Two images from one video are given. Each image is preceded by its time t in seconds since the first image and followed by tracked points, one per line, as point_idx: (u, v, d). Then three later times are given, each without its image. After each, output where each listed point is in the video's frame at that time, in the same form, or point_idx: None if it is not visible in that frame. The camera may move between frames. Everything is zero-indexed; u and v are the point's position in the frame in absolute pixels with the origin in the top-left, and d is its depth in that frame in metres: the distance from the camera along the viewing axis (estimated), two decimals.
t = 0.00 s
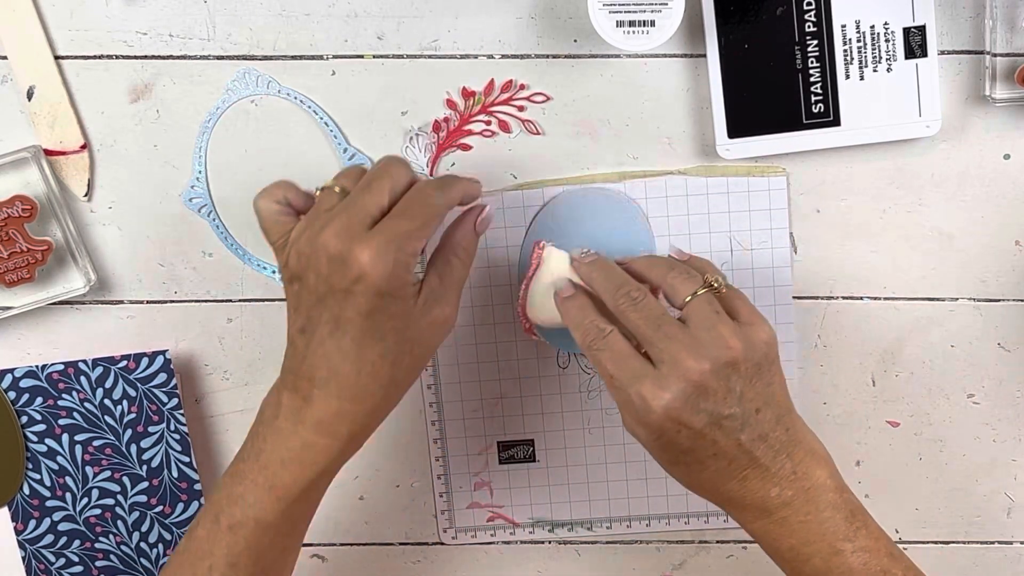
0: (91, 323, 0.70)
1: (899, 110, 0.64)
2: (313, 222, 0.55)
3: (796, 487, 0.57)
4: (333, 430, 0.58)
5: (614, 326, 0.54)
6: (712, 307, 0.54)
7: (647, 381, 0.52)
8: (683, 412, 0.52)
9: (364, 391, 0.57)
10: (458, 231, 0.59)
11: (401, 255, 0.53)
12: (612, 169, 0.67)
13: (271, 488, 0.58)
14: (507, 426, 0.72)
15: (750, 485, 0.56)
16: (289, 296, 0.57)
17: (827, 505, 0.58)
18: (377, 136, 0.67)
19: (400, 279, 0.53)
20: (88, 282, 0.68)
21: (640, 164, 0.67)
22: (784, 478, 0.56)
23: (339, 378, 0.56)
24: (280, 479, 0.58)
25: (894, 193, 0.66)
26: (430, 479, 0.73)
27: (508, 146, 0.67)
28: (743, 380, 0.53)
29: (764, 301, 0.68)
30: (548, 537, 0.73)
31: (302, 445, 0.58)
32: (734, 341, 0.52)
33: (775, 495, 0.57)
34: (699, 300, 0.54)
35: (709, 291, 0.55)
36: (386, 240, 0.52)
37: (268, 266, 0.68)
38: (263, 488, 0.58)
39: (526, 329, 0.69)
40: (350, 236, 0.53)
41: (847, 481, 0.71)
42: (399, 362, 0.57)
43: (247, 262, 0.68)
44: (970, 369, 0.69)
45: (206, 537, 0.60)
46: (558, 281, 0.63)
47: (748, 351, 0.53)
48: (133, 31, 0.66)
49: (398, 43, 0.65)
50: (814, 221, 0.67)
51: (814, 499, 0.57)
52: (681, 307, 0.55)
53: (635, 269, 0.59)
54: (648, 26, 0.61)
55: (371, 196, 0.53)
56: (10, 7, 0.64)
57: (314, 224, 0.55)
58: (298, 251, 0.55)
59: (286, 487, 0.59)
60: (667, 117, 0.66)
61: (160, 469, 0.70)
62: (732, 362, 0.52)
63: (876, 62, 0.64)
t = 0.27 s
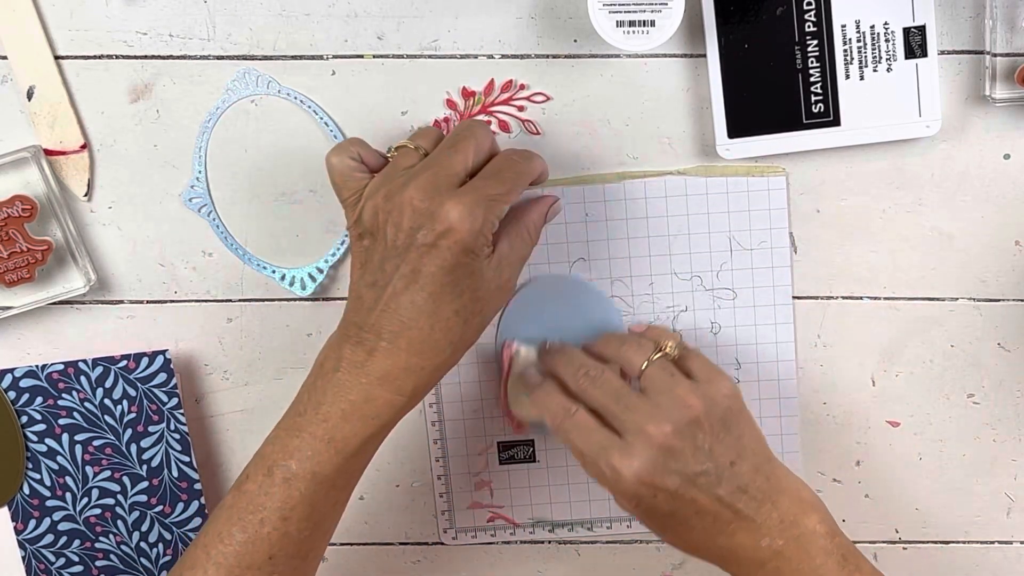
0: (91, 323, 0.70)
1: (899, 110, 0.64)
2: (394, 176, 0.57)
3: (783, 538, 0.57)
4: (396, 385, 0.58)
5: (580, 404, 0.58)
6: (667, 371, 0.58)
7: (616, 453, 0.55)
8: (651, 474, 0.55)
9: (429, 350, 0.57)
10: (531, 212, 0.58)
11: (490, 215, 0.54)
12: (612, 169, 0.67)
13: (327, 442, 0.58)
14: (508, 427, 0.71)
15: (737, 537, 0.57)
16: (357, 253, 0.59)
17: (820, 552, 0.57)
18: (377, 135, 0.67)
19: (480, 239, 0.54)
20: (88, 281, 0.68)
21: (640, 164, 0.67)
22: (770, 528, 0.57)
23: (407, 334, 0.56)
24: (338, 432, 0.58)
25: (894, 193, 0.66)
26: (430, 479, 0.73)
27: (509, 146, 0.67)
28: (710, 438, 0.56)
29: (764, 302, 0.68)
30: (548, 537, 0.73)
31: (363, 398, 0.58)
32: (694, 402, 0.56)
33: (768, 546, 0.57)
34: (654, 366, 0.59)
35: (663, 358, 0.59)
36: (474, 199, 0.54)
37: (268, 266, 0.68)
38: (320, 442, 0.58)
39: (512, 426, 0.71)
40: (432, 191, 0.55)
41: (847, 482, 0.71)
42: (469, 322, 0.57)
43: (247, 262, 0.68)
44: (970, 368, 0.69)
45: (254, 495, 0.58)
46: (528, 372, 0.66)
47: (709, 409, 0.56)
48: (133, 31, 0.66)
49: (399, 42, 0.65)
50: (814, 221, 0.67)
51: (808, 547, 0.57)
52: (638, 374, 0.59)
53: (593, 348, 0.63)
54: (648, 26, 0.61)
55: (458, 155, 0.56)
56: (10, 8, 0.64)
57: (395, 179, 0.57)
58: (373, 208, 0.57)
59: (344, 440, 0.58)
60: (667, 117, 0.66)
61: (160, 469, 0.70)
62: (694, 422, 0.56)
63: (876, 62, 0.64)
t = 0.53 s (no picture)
0: (91, 323, 0.70)
1: (899, 110, 0.64)
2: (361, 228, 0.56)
3: (848, 575, 0.53)
4: (338, 438, 0.56)
5: (659, 422, 0.51)
6: (762, 400, 0.50)
7: (715, 478, 0.48)
8: (749, 509, 0.48)
9: (376, 403, 0.55)
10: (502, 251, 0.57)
11: (445, 273, 0.53)
12: (610, 169, 0.67)
13: (272, 491, 0.57)
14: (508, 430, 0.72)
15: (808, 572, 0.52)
16: (323, 299, 0.58)
17: None
18: (377, 135, 0.67)
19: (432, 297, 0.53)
20: (88, 282, 0.68)
21: (639, 164, 0.67)
22: (839, 563, 0.53)
23: (354, 386, 0.55)
24: (281, 480, 0.57)
25: (894, 193, 0.66)
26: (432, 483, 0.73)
27: (509, 146, 0.67)
28: (803, 466, 0.50)
29: (763, 302, 0.68)
30: (549, 540, 0.73)
31: (306, 450, 0.56)
32: (786, 429, 0.49)
33: None
34: (746, 393, 0.51)
35: (754, 383, 0.52)
36: (432, 256, 0.52)
37: (268, 266, 0.68)
38: (267, 489, 0.57)
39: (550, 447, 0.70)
40: (395, 247, 0.53)
41: (847, 482, 0.71)
42: (416, 381, 0.56)
43: (247, 262, 0.68)
44: (970, 368, 0.69)
45: (207, 536, 0.58)
46: (586, 390, 0.63)
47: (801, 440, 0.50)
48: (133, 31, 0.66)
49: (399, 42, 0.65)
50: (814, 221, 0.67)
51: None
52: (728, 400, 0.51)
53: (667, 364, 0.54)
54: (648, 26, 0.61)
55: (423, 211, 0.54)
56: (10, 7, 0.64)
57: (365, 228, 0.56)
58: (339, 257, 0.56)
59: (289, 490, 0.57)
60: (667, 117, 0.66)
61: (160, 469, 0.70)
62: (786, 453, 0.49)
63: (876, 62, 0.64)
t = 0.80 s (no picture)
0: (91, 323, 0.70)
1: (899, 110, 0.64)
2: (418, 307, 0.59)
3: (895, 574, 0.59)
4: (357, 506, 0.54)
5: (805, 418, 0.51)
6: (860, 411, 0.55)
7: (870, 472, 0.50)
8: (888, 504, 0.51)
9: (400, 479, 0.54)
10: (524, 396, 0.62)
11: (504, 363, 0.55)
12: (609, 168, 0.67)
13: (280, 554, 0.54)
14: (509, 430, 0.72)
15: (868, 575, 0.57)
16: (360, 369, 0.58)
17: None
18: (377, 135, 0.67)
19: (483, 395, 0.55)
20: (88, 282, 0.68)
21: (638, 163, 0.67)
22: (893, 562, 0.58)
23: (387, 455, 0.54)
24: (293, 543, 0.54)
25: (894, 193, 0.66)
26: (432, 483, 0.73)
27: (508, 146, 0.67)
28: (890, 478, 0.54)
29: (763, 302, 0.68)
30: (549, 540, 0.73)
31: (321, 513, 0.54)
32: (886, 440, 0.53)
33: None
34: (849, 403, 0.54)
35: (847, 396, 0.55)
36: (495, 342, 0.55)
37: (268, 266, 0.68)
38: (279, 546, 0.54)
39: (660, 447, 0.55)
40: (458, 333, 0.56)
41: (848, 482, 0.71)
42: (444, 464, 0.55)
43: (247, 262, 0.68)
44: (970, 368, 0.69)
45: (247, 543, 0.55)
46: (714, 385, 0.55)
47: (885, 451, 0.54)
48: (133, 31, 0.66)
49: (399, 42, 0.65)
50: (814, 221, 0.67)
51: None
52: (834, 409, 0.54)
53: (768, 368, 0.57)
54: (648, 26, 0.61)
55: (482, 298, 0.58)
56: (10, 7, 0.64)
57: (421, 308, 0.59)
58: (393, 335, 0.58)
59: (295, 556, 0.54)
60: (667, 117, 0.66)
61: (160, 469, 0.70)
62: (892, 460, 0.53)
63: (877, 62, 0.64)
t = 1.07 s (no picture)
0: (91, 323, 0.70)
1: (899, 110, 0.64)
2: (429, 314, 0.59)
3: None
4: (371, 511, 0.54)
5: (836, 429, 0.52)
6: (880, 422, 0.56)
7: (901, 481, 0.51)
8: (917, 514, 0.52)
9: (411, 484, 0.54)
10: (530, 394, 0.59)
11: (513, 366, 0.55)
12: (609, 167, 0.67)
13: (290, 560, 0.55)
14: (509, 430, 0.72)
15: None
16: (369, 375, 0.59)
17: None
18: (376, 135, 0.67)
19: (494, 400, 0.54)
20: (88, 282, 0.68)
21: (638, 163, 0.67)
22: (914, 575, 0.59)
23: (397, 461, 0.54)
24: (301, 550, 0.55)
25: (894, 193, 0.66)
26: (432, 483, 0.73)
27: (508, 146, 0.67)
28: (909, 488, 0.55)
29: (763, 303, 0.68)
30: (549, 539, 0.73)
31: (332, 519, 0.54)
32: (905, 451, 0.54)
33: None
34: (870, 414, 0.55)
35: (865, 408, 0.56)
36: (503, 346, 0.55)
37: (268, 266, 0.68)
38: (284, 556, 0.55)
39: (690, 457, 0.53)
40: (468, 338, 0.56)
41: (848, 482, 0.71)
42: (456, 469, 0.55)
43: (247, 262, 0.68)
44: (970, 368, 0.69)
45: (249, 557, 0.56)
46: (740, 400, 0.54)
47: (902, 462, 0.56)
48: (133, 31, 0.66)
49: (399, 42, 0.65)
50: (814, 221, 0.67)
51: None
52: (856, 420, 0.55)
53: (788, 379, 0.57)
54: (648, 26, 0.61)
55: (490, 307, 0.58)
56: (10, 7, 0.64)
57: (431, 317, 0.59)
58: (404, 342, 0.58)
59: (304, 561, 0.55)
60: (667, 117, 0.66)
61: (160, 469, 0.70)
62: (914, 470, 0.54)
63: (877, 62, 0.64)
